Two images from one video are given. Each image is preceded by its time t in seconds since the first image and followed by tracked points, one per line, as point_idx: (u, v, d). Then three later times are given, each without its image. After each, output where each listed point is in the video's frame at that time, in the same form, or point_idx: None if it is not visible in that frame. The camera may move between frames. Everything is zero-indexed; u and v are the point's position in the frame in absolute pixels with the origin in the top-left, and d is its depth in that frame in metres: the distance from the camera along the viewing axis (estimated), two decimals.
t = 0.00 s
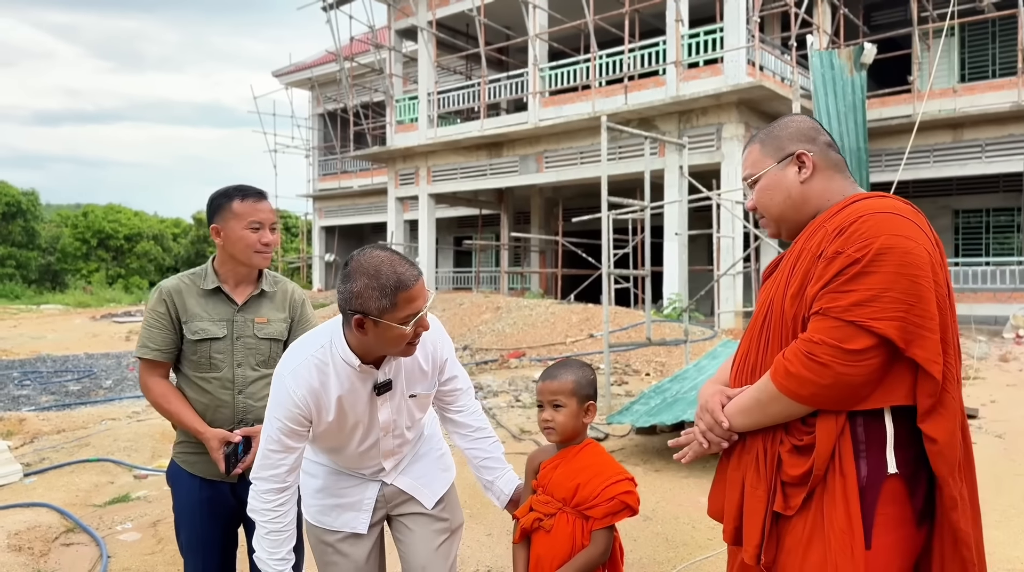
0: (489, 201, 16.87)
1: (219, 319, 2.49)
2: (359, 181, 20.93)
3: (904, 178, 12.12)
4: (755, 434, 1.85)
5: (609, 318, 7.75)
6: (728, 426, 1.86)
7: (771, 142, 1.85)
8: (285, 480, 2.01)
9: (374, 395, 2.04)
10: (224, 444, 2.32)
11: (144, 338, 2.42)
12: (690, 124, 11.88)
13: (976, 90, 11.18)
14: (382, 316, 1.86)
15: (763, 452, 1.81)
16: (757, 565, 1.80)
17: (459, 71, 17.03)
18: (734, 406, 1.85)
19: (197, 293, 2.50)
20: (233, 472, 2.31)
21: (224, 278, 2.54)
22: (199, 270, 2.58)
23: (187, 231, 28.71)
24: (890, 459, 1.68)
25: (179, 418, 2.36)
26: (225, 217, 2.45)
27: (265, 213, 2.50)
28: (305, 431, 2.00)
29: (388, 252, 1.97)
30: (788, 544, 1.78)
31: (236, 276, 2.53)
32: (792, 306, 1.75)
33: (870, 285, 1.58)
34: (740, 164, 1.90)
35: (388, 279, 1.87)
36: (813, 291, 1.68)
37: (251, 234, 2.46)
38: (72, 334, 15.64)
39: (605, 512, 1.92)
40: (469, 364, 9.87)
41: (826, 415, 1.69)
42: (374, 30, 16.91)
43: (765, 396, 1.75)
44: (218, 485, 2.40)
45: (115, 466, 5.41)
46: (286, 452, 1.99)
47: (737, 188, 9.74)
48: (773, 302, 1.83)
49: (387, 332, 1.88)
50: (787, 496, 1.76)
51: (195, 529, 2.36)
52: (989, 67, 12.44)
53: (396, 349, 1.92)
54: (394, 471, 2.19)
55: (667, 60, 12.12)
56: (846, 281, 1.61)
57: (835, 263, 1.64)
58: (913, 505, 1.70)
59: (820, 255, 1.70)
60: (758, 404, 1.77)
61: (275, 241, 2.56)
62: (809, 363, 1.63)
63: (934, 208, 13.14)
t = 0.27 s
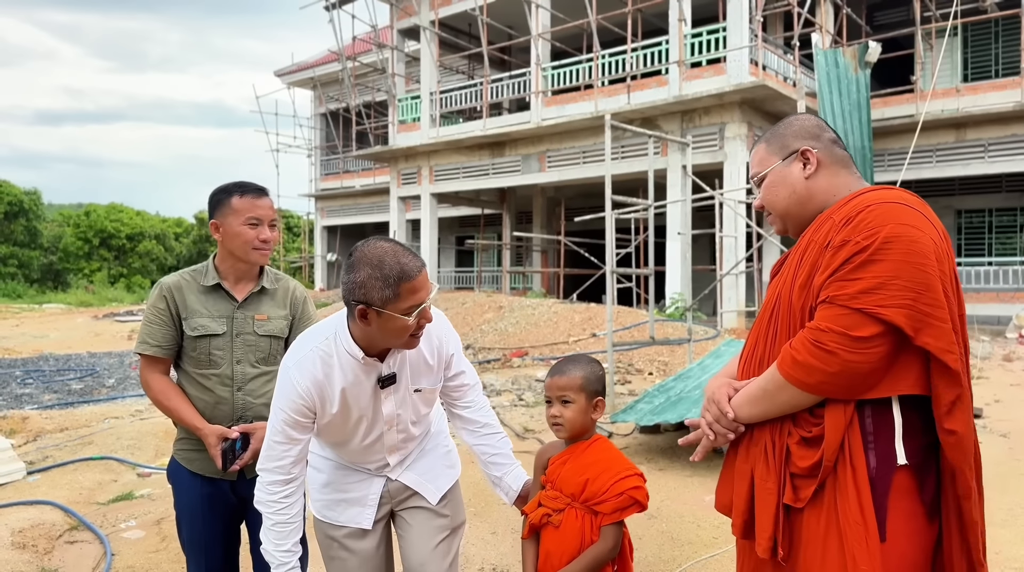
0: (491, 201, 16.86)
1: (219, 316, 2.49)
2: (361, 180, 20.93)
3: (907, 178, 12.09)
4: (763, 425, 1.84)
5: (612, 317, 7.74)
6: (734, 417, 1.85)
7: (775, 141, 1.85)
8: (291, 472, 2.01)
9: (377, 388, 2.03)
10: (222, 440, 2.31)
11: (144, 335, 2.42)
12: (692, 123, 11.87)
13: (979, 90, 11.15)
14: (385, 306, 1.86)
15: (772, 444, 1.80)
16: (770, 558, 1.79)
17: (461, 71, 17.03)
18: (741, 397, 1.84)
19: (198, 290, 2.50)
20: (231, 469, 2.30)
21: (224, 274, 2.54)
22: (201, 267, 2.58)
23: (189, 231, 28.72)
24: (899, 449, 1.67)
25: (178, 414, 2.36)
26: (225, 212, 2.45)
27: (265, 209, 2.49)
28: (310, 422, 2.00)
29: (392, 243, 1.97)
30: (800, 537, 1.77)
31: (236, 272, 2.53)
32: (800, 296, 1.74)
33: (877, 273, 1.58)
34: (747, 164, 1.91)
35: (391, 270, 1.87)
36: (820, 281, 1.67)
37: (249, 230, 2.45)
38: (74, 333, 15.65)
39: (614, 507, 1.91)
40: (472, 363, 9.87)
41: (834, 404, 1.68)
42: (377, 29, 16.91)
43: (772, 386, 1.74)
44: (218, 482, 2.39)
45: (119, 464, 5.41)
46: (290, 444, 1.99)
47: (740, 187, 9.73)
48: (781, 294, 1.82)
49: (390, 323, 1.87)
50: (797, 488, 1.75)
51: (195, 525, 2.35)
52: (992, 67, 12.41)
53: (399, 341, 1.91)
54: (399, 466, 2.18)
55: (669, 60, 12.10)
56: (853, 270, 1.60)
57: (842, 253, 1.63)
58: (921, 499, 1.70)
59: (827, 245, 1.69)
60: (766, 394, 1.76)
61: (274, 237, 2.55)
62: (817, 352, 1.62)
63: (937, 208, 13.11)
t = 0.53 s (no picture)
0: (491, 200, 16.84)
1: (222, 310, 2.47)
2: (361, 180, 20.91)
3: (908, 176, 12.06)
4: (771, 419, 1.83)
5: (614, 316, 7.72)
6: (742, 410, 1.84)
7: (796, 125, 1.83)
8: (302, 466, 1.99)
9: (388, 386, 2.02)
10: (227, 435, 2.29)
11: (147, 330, 2.40)
12: (693, 122, 11.85)
13: (980, 89, 11.13)
14: (396, 305, 1.84)
15: (779, 438, 1.78)
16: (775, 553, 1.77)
17: (461, 70, 17.00)
18: (750, 390, 1.83)
19: (201, 285, 2.48)
20: (237, 465, 2.27)
21: (227, 269, 2.52)
22: (204, 261, 2.57)
23: (189, 231, 28.70)
24: (911, 446, 1.64)
25: (182, 410, 2.34)
26: (222, 206, 2.44)
27: (263, 201, 2.46)
28: (322, 419, 1.99)
29: (404, 242, 1.95)
30: (808, 533, 1.75)
31: (238, 266, 2.51)
32: (812, 289, 1.73)
33: (892, 267, 1.56)
34: (766, 148, 1.89)
35: (403, 268, 1.85)
36: (832, 274, 1.65)
37: (245, 223, 2.43)
38: (74, 332, 15.61)
39: (625, 500, 1.90)
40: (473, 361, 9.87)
41: (844, 399, 1.66)
42: (377, 28, 16.88)
43: (781, 379, 1.73)
44: (224, 478, 2.37)
45: (120, 462, 5.39)
46: (300, 439, 1.97)
47: (741, 186, 9.71)
48: (794, 286, 1.80)
49: (402, 320, 1.86)
50: (804, 483, 1.74)
51: (201, 521, 2.33)
52: (993, 66, 12.38)
53: (410, 339, 1.90)
54: (408, 464, 2.17)
55: (670, 58, 12.08)
56: (868, 263, 1.58)
57: (857, 245, 1.61)
58: (934, 496, 1.67)
59: (842, 236, 1.67)
60: (775, 387, 1.74)
61: (274, 230, 2.52)
62: (828, 346, 1.61)
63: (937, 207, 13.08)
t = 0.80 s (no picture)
0: (490, 199, 16.83)
1: (225, 309, 2.46)
2: (359, 179, 20.89)
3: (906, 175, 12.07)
4: (777, 423, 1.82)
5: (614, 315, 7.72)
6: (748, 413, 1.84)
7: (816, 109, 1.81)
8: (318, 468, 1.96)
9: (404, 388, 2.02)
10: (232, 435, 2.28)
11: (150, 330, 2.39)
12: (693, 121, 11.84)
13: (978, 87, 11.14)
14: (418, 306, 1.84)
15: (786, 443, 1.78)
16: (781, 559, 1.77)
17: (460, 68, 16.98)
18: (757, 391, 1.82)
19: (202, 283, 2.47)
20: (242, 464, 2.26)
21: (228, 267, 2.50)
22: (206, 260, 2.55)
23: (186, 230, 28.66)
24: (922, 455, 1.62)
25: (187, 410, 2.33)
26: (221, 204, 2.42)
27: (262, 199, 2.45)
28: (337, 419, 1.97)
29: (426, 243, 1.95)
30: (815, 540, 1.75)
31: (239, 264, 2.49)
32: (821, 291, 1.72)
33: (900, 273, 1.54)
34: (785, 132, 1.87)
35: (425, 269, 1.85)
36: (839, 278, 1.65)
37: (243, 220, 2.42)
38: (72, 332, 15.58)
39: (634, 499, 1.89)
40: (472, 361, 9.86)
41: (850, 406, 1.65)
42: (375, 27, 16.83)
43: (787, 384, 1.72)
44: (228, 478, 2.36)
45: (120, 462, 5.37)
46: (316, 440, 1.94)
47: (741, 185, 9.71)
48: (804, 285, 1.80)
49: (423, 322, 1.85)
50: (810, 490, 1.73)
51: (205, 521, 2.33)
52: (991, 64, 12.39)
53: (429, 341, 1.90)
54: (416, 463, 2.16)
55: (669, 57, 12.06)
56: (875, 268, 1.57)
57: (864, 249, 1.60)
58: (949, 505, 1.63)
59: (851, 238, 1.66)
60: (781, 391, 1.74)
61: (273, 227, 2.51)
62: (833, 352, 1.61)
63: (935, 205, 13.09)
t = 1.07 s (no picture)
0: (488, 198, 16.80)
1: (225, 308, 2.44)
2: (357, 178, 20.85)
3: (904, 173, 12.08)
4: (786, 430, 1.81)
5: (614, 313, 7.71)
6: (756, 421, 1.83)
7: (826, 105, 1.79)
8: (337, 473, 1.97)
9: (420, 392, 2.07)
10: (231, 436, 2.26)
11: (150, 330, 2.39)
12: (691, 119, 11.83)
13: (976, 85, 11.15)
14: (441, 314, 1.87)
15: (793, 450, 1.77)
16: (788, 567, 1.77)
17: (457, 67, 16.94)
18: (765, 399, 1.81)
19: (202, 283, 2.45)
20: (242, 465, 2.23)
21: (228, 265, 2.49)
22: (206, 259, 2.54)
23: (183, 229, 28.62)
24: (932, 464, 1.60)
25: (187, 410, 2.32)
26: (219, 203, 2.41)
27: (262, 197, 2.44)
28: (355, 424, 2.00)
29: (447, 250, 1.98)
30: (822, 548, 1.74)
31: (239, 263, 2.47)
32: (829, 297, 1.71)
33: (907, 281, 1.53)
34: (793, 129, 1.85)
35: (449, 277, 1.87)
36: (846, 286, 1.64)
37: (241, 218, 2.40)
38: (69, 332, 15.54)
39: (641, 499, 1.88)
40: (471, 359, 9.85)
41: (857, 415, 1.64)
42: (372, 25, 16.78)
43: (793, 393, 1.72)
44: (230, 479, 2.34)
45: (119, 462, 5.36)
46: (336, 446, 1.95)
47: (739, 183, 9.70)
48: (812, 288, 1.79)
49: (445, 330, 1.88)
50: (817, 498, 1.72)
51: (208, 521, 2.33)
52: (989, 62, 12.39)
53: (450, 348, 1.93)
54: (427, 464, 2.25)
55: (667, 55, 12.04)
56: (882, 276, 1.56)
57: (871, 256, 1.59)
58: (961, 515, 1.61)
59: (859, 244, 1.65)
60: (787, 400, 1.73)
61: (272, 226, 2.49)
62: (838, 362, 1.60)
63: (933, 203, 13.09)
